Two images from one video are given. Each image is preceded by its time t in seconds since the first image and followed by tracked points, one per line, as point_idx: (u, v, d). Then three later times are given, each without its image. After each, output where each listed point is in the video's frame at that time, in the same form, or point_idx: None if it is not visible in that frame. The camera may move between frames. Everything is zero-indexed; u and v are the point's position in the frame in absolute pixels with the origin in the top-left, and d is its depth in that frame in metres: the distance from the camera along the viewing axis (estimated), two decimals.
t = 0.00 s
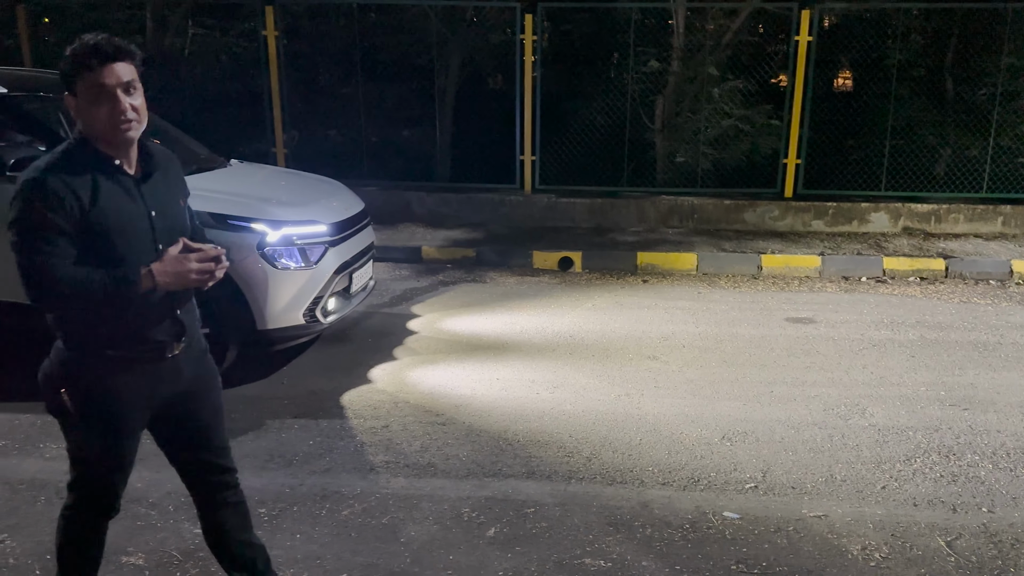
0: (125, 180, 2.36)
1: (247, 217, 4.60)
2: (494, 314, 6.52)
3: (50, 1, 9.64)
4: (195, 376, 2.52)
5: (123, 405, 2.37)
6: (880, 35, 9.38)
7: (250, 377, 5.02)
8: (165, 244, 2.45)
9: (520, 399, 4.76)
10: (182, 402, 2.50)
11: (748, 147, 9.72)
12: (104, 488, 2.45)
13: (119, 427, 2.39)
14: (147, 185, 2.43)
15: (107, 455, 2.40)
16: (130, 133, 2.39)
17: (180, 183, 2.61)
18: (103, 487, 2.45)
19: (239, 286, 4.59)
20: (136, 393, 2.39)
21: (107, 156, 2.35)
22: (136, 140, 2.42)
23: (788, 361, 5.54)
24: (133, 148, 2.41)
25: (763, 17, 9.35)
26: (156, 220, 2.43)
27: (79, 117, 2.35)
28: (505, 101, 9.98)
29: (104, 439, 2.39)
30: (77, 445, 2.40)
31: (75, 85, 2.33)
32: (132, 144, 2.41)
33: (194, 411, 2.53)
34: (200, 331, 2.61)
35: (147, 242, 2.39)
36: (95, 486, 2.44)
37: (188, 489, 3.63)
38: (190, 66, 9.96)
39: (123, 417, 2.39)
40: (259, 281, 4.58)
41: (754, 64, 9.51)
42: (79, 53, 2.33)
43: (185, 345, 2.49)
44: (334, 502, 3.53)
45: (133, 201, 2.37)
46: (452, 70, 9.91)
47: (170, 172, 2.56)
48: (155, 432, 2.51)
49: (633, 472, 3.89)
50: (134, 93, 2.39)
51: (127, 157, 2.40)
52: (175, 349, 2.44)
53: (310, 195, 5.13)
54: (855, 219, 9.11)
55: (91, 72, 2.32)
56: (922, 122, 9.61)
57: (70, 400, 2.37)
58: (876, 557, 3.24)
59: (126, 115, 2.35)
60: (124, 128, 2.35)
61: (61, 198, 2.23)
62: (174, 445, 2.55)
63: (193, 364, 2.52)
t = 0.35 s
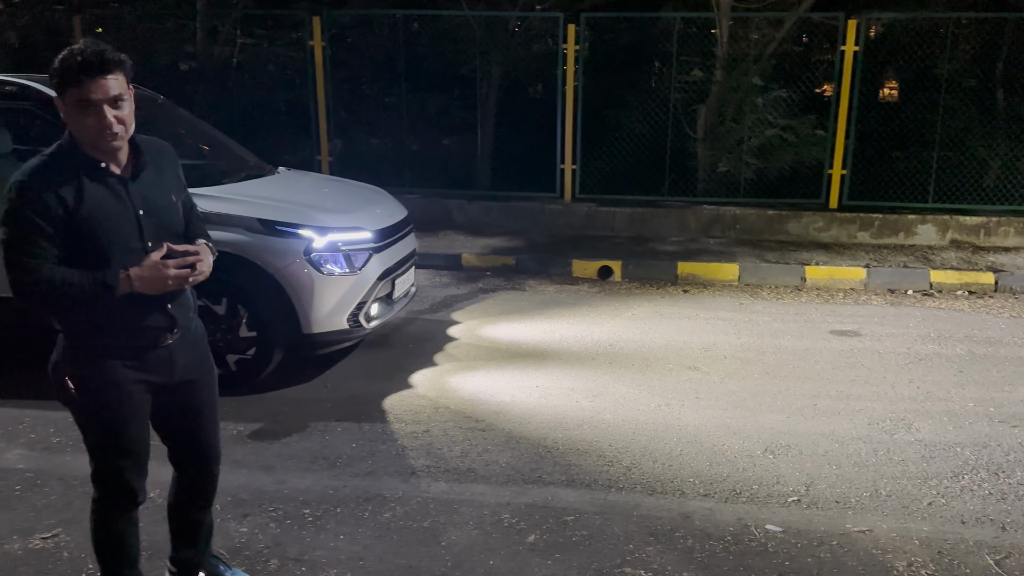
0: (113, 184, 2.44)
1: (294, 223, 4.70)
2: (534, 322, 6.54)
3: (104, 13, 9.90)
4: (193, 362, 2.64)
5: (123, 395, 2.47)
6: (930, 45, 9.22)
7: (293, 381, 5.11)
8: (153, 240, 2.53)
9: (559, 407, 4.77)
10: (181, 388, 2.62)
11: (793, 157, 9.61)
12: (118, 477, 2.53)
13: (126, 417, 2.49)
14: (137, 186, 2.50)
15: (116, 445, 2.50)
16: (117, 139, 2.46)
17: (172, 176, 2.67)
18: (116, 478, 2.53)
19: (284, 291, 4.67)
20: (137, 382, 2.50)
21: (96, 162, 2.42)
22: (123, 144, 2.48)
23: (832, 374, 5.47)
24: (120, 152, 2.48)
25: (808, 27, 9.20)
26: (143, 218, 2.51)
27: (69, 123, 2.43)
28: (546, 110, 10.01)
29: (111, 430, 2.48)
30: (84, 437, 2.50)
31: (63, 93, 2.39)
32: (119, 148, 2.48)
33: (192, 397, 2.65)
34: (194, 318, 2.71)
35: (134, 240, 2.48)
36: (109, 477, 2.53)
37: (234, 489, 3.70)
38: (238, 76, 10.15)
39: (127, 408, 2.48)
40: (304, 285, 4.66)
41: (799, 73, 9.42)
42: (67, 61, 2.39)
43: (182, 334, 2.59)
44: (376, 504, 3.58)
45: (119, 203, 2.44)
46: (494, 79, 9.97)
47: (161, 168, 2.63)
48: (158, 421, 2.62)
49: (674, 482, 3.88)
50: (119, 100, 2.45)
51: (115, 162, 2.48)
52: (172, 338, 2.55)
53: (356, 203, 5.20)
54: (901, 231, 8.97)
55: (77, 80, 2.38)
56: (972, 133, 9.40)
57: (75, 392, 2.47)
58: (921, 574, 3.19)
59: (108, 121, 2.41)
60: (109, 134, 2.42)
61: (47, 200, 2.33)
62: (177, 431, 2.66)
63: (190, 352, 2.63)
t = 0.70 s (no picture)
0: (170, 182, 2.67)
1: (349, 230, 4.78)
2: (583, 331, 6.53)
3: (167, 24, 10.18)
4: (231, 356, 2.85)
5: (170, 383, 2.68)
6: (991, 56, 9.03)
7: (346, 385, 5.17)
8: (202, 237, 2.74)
9: (609, 417, 4.75)
10: (219, 379, 2.83)
11: (849, 168, 9.37)
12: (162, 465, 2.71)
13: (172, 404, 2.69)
14: (192, 185, 2.72)
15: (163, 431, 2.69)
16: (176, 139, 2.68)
17: (228, 180, 2.88)
18: (159, 461, 2.72)
19: (339, 296, 4.75)
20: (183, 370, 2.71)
21: (156, 162, 2.66)
22: (182, 146, 2.71)
23: (888, 390, 5.35)
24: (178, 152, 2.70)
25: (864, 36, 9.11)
26: (194, 216, 2.72)
27: (134, 123, 2.67)
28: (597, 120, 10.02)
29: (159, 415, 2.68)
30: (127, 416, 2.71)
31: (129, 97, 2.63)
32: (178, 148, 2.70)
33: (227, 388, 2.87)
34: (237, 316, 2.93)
35: (184, 235, 2.69)
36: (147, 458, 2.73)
37: (288, 489, 3.77)
38: (294, 85, 10.35)
39: (174, 395, 2.69)
40: (359, 291, 4.73)
41: (857, 84, 9.24)
42: (134, 68, 2.61)
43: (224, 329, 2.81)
44: (427, 508, 3.61)
45: (172, 200, 2.66)
46: (545, 89, 10.00)
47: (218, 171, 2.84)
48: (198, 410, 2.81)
49: (726, 496, 3.84)
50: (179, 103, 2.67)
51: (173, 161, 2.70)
52: (215, 331, 2.77)
53: (408, 210, 5.27)
54: (962, 244, 8.74)
55: (141, 87, 2.61)
56: None
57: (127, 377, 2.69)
58: None
59: (167, 125, 2.63)
60: (168, 138, 2.65)
61: (108, 192, 2.56)
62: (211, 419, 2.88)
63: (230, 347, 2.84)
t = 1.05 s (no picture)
0: (239, 190, 2.78)
1: (403, 236, 4.84)
2: (635, 341, 6.50)
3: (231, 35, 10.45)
4: (266, 351, 2.92)
5: (202, 374, 2.76)
6: None
7: (400, 391, 5.23)
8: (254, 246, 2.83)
9: (659, 428, 4.72)
10: (253, 373, 2.91)
11: (911, 180, 9.20)
12: (194, 449, 2.79)
13: (203, 395, 2.77)
14: (259, 196, 2.83)
15: (195, 420, 2.77)
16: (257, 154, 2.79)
17: (295, 198, 2.98)
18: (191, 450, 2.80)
19: (391, 302, 4.81)
20: (215, 362, 2.79)
21: (233, 170, 2.77)
22: (262, 158, 2.83)
23: (950, 407, 5.20)
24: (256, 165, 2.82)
25: (928, 44, 8.85)
26: (250, 224, 2.81)
27: (221, 130, 2.78)
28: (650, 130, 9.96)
29: (192, 405, 2.76)
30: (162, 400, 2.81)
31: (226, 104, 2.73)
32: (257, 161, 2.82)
33: (262, 382, 2.94)
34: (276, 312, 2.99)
35: (237, 239, 2.79)
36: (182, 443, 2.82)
37: (340, 491, 3.83)
38: (352, 94, 10.53)
39: (206, 386, 2.77)
40: (411, 296, 4.79)
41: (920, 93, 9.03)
42: (235, 80, 2.73)
43: (259, 326, 2.88)
44: (476, 514, 3.63)
45: (233, 206, 2.76)
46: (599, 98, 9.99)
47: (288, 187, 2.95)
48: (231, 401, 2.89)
49: (779, 512, 3.78)
50: (267, 121, 2.78)
51: (249, 172, 2.81)
52: (249, 327, 2.84)
53: (463, 219, 5.32)
54: None
55: (241, 99, 2.72)
56: None
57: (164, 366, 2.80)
58: None
59: (257, 140, 2.76)
60: (251, 151, 2.76)
61: (176, 188, 2.71)
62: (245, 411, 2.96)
63: (265, 342, 2.91)
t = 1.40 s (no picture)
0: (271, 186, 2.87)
1: (448, 244, 4.87)
2: (680, 352, 6.43)
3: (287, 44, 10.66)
4: (301, 348, 2.99)
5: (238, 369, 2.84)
6: None
7: (444, 396, 5.26)
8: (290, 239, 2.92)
9: (704, 441, 4.66)
10: (286, 370, 2.98)
11: (972, 190, 8.88)
12: (224, 439, 2.89)
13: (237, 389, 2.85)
14: (286, 190, 2.92)
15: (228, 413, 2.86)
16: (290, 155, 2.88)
17: (315, 188, 3.07)
18: (219, 440, 2.90)
19: (435, 309, 4.85)
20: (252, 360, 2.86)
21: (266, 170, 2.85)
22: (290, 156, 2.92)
23: (1009, 426, 5.02)
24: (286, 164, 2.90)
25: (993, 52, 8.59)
26: (283, 218, 2.90)
27: (254, 135, 2.82)
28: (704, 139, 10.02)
29: (225, 399, 2.85)
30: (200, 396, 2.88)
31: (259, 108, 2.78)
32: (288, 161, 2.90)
33: (295, 379, 3.01)
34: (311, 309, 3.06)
35: (274, 234, 2.87)
36: (219, 437, 2.90)
37: (382, 496, 3.86)
38: (403, 103, 10.64)
39: (240, 381, 2.85)
40: (455, 304, 4.82)
41: (982, 101, 8.74)
42: (268, 87, 2.76)
43: (296, 323, 2.95)
44: (516, 522, 3.63)
45: (267, 203, 2.85)
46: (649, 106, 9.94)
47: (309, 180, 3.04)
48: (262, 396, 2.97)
49: (825, 530, 3.69)
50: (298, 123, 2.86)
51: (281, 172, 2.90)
52: (287, 324, 2.91)
53: (507, 227, 5.33)
54: None
55: (279, 107, 2.77)
56: None
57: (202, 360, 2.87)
58: None
59: (293, 143, 2.85)
60: (288, 154, 2.85)
61: (213, 187, 2.74)
62: (277, 407, 3.03)
63: (300, 340, 2.98)
